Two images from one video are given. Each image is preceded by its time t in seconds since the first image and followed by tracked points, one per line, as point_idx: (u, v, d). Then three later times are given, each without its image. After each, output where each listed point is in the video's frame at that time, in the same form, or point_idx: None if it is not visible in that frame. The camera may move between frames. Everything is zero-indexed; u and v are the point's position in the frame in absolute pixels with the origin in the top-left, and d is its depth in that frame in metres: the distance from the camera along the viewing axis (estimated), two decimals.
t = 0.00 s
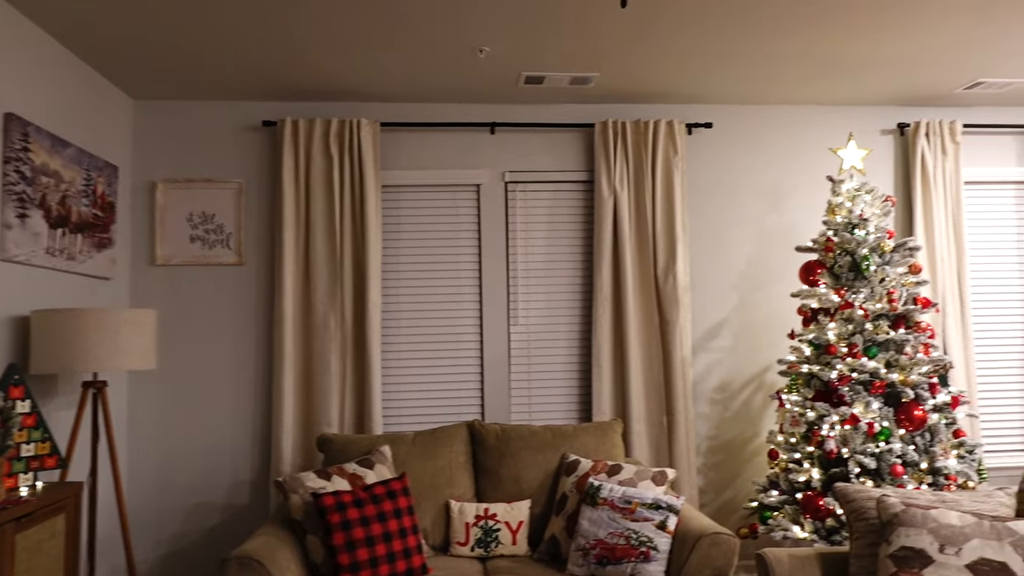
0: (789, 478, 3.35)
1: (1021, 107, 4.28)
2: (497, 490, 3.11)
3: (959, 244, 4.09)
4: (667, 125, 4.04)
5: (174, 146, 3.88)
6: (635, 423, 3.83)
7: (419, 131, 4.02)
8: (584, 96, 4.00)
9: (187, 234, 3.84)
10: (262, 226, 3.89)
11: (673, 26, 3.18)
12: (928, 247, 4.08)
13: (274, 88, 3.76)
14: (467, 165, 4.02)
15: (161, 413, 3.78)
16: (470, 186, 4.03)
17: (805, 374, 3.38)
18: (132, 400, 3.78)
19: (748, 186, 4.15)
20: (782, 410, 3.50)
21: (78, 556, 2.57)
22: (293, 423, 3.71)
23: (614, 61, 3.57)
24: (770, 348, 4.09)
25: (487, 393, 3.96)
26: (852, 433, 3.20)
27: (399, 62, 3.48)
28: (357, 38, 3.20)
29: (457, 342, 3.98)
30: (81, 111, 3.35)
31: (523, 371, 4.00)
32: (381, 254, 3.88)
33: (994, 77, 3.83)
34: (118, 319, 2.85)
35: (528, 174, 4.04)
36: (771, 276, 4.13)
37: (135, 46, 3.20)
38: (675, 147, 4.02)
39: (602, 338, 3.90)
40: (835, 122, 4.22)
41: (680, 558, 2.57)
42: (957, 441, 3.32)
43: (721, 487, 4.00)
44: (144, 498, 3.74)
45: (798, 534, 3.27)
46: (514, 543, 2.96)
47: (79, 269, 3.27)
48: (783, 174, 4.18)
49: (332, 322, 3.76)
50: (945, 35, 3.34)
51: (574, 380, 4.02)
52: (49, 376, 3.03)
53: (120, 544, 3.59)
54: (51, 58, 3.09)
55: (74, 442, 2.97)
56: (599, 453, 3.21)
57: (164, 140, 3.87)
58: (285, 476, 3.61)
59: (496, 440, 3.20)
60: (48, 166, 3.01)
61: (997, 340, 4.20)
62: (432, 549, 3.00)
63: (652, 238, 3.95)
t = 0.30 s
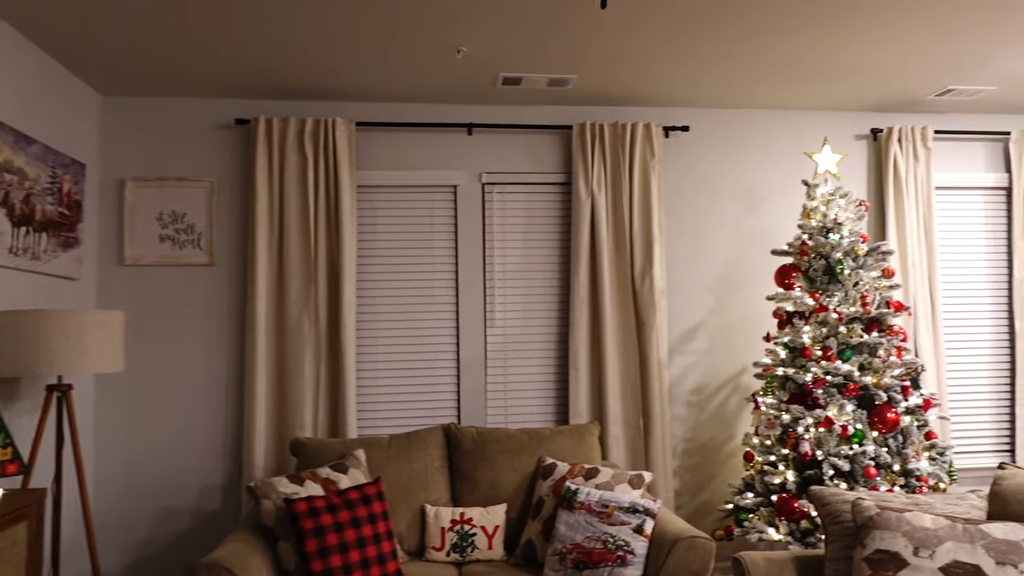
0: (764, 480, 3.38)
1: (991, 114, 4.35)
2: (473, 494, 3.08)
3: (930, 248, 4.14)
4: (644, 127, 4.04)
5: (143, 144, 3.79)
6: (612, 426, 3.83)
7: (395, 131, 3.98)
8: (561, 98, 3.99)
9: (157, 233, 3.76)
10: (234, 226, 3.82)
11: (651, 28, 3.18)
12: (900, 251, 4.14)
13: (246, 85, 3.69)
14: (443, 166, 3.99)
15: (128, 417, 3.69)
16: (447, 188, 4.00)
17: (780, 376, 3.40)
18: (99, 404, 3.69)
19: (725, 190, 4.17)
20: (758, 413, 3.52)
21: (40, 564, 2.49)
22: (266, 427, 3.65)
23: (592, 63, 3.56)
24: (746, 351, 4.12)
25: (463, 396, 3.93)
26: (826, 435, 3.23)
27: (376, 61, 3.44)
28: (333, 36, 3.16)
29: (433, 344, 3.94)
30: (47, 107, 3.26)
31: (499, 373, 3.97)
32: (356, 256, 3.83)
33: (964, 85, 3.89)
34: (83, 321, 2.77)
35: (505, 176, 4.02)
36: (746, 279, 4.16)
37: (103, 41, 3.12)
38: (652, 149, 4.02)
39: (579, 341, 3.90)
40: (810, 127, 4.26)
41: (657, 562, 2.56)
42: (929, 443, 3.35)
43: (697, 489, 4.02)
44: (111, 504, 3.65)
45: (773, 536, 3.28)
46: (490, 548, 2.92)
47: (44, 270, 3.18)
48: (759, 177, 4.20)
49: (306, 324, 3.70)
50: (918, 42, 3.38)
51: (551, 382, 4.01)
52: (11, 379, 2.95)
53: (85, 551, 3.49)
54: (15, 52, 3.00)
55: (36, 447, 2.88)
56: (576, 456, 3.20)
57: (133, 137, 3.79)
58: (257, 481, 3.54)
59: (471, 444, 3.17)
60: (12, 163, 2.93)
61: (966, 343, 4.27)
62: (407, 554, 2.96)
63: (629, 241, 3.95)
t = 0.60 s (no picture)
0: (741, 482, 3.41)
1: (963, 119, 4.42)
2: (450, 497, 3.05)
3: (904, 252, 4.19)
4: (624, 128, 4.04)
5: (114, 139, 3.70)
6: (590, 428, 3.82)
7: (373, 129, 3.93)
8: (541, 98, 3.97)
9: (128, 231, 3.67)
10: (208, 224, 3.75)
11: (632, 29, 3.18)
12: (875, 255, 4.18)
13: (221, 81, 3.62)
14: (422, 165, 3.95)
15: (96, 419, 3.60)
16: (425, 187, 3.96)
17: (757, 378, 3.42)
18: (66, 405, 3.59)
19: (703, 192, 4.18)
20: (735, 414, 3.54)
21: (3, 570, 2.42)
22: (239, 429, 3.58)
23: (572, 64, 3.55)
24: (723, 352, 4.13)
25: (441, 397, 3.90)
26: (802, 436, 3.24)
27: (354, 58, 3.39)
28: (310, 32, 3.11)
29: (411, 345, 3.90)
30: (13, 100, 3.17)
31: (477, 375, 3.94)
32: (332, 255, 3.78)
33: (938, 90, 3.94)
34: (50, 321, 2.70)
35: (485, 176, 3.99)
36: (724, 281, 4.17)
37: (72, 33, 3.04)
38: (632, 150, 4.02)
39: (558, 342, 3.88)
40: (787, 130, 4.29)
41: (636, 565, 2.55)
42: (903, 444, 3.38)
43: (674, 490, 4.02)
44: (78, 508, 3.56)
45: (750, 537, 3.30)
46: (468, 552, 2.89)
47: (10, 268, 3.09)
48: (737, 180, 4.22)
49: (281, 324, 3.65)
50: (893, 48, 3.42)
51: (529, 383, 3.99)
52: None
53: (50, 557, 3.40)
54: None
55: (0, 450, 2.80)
56: (555, 458, 3.18)
57: (104, 132, 3.70)
58: (230, 484, 3.48)
59: (449, 446, 3.14)
60: None
61: (939, 345, 4.33)
62: (383, 558, 2.92)
63: (609, 242, 3.95)
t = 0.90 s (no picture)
0: (718, 483, 3.41)
1: (935, 125, 4.48)
2: (427, 499, 3.01)
3: (878, 254, 4.24)
4: (603, 128, 4.03)
5: (81, 133, 3.60)
6: (568, 428, 3.81)
7: (350, 126, 3.88)
8: (520, 97, 3.95)
9: (96, 227, 3.58)
10: (179, 221, 3.67)
11: (612, 29, 3.17)
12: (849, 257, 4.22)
13: (194, 75, 3.54)
14: (399, 163, 3.91)
15: (61, 420, 3.50)
16: (402, 186, 3.92)
17: (734, 379, 3.43)
18: (29, 406, 3.49)
19: (681, 193, 4.19)
20: (712, 415, 3.55)
21: None
22: (210, 430, 3.51)
23: (552, 63, 3.53)
24: (700, 353, 4.14)
25: (417, 398, 3.85)
26: (779, 438, 3.26)
27: (330, 54, 3.34)
28: (286, 27, 3.05)
29: (387, 346, 3.86)
30: None
31: (455, 375, 3.91)
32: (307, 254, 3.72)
33: (912, 95, 3.99)
34: (14, 320, 2.61)
35: (462, 175, 3.96)
36: (701, 282, 4.19)
37: (38, 23, 2.94)
38: (610, 151, 4.02)
39: (535, 342, 3.86)
40: (764, 132, 4.32)
41: (615, 567, 2.54)
42: (877, 445, 3.42)
43: (651, 491, 4.02)
44: (41, 512, 3.46)
45: (726, 538, 3.31)
46: (445, 555, 2.85)
47: None
48: (715, 182, 4.24)
49: (254, 324, 3.58)
50: (868, 52, 3.45)
51: (506, 384, 3.96)
52: None
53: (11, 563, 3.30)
54: None
55: None
56: (533, 460, 3.16)
57: (71, 125, 3.60)
58: (200, 488, 3.40)
59: (426, 448, 3.10)
60: None
61: (910, 346, 4.39)
62: (358, 563, 2.87)
63: (587, 242, 3.94)
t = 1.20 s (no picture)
0: (694, 484, 3.42)
1: (906, 130, 4.54)
2: (403, 503, 2.97)
3: (850, 257, 4.29)
4: (580, 129, 4.02)
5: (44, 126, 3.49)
6: (544, 430, 3.79)
7: (325, 123, 3.81)
8: (497, 96, 3.92)
9: (59, 224, 3.47)
10: (147, 219, 3.57)
11: (591, 29, 3.15)
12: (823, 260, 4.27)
13: (163, 68, 3.45)
14: (375, 162, 3.85)
15: (21, 423, 3.38)
16: (378, 184, 3.86)
17: (710, 381, 3.45)
18: None
19: (658, 195, 4.20)
20: (688, 417, 3.55)
21: None
22: (179, 433, 3.41)
23: (531, 62, 3.51)
24: (676, 354, 4.15)
25: (391, 400, 3.80)
26: (754, 440, 3.28)
27: (305, 50, 3.28)
28: (259, 21, 2.98)
29: (361, 347, 3.79)
30: None
31: (430, 377, 3.86)
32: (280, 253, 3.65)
33: (884, 100, 4.05)
34: None
35: (439, 174, 3.91)
36: (677, 284, 4.19)
37: None
38: (588, 151, 4.00)
39: (512, 343, 3.83)
40: (740, 135, 4.34)
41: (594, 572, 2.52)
42: (850, 446, 3.45)
43: (627, 492, 4.02)
44: None
45: (702, 540, 3.32)
46: (421, 560, 2.81)
47: None
48: (691, 183, 4.25)
49: (225, 324, 3.49)
50: (843, 56, 3.48)
51: (483, 386, 3.93)
52: None
53: None
54: None
55: None
56: (509, 462, 3.13)
57: (33, 119, 3.48)
58: (168, 493, 3.31)
59: (402, 451, 3.05)
60: None
61: (881, 348, 4.44)
62: (332, 568, 2.81)
63: (564, 243, 3.92)
